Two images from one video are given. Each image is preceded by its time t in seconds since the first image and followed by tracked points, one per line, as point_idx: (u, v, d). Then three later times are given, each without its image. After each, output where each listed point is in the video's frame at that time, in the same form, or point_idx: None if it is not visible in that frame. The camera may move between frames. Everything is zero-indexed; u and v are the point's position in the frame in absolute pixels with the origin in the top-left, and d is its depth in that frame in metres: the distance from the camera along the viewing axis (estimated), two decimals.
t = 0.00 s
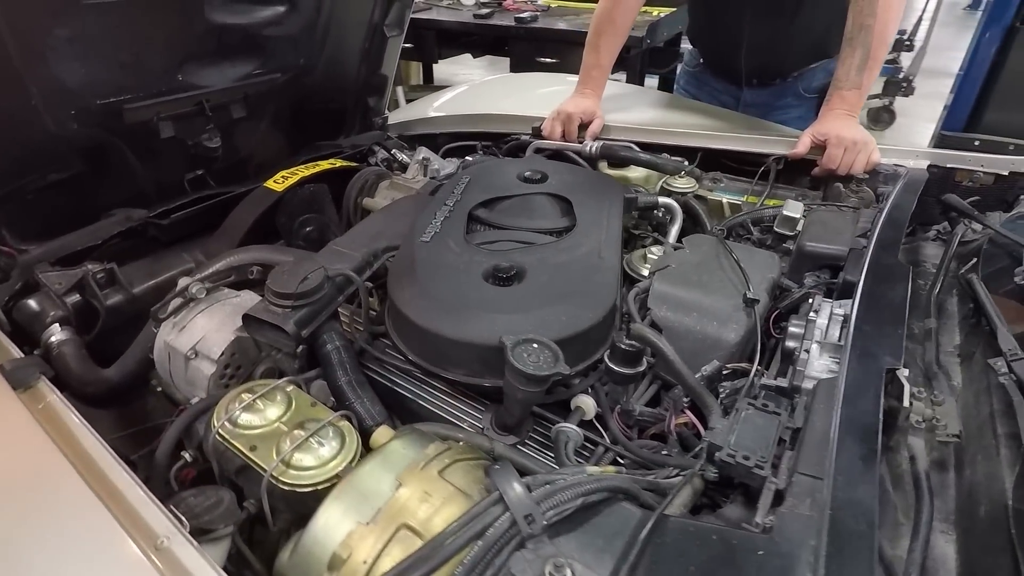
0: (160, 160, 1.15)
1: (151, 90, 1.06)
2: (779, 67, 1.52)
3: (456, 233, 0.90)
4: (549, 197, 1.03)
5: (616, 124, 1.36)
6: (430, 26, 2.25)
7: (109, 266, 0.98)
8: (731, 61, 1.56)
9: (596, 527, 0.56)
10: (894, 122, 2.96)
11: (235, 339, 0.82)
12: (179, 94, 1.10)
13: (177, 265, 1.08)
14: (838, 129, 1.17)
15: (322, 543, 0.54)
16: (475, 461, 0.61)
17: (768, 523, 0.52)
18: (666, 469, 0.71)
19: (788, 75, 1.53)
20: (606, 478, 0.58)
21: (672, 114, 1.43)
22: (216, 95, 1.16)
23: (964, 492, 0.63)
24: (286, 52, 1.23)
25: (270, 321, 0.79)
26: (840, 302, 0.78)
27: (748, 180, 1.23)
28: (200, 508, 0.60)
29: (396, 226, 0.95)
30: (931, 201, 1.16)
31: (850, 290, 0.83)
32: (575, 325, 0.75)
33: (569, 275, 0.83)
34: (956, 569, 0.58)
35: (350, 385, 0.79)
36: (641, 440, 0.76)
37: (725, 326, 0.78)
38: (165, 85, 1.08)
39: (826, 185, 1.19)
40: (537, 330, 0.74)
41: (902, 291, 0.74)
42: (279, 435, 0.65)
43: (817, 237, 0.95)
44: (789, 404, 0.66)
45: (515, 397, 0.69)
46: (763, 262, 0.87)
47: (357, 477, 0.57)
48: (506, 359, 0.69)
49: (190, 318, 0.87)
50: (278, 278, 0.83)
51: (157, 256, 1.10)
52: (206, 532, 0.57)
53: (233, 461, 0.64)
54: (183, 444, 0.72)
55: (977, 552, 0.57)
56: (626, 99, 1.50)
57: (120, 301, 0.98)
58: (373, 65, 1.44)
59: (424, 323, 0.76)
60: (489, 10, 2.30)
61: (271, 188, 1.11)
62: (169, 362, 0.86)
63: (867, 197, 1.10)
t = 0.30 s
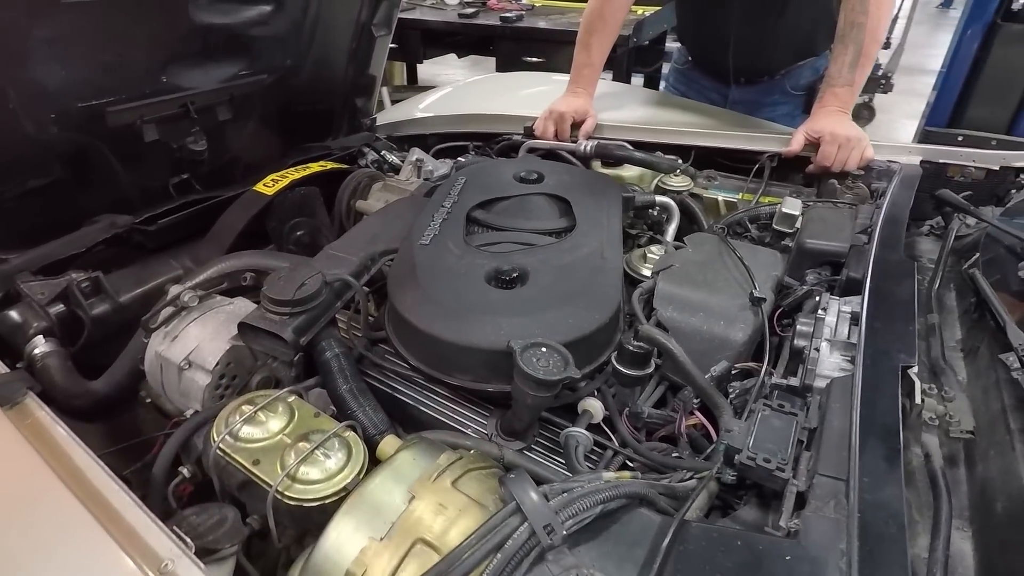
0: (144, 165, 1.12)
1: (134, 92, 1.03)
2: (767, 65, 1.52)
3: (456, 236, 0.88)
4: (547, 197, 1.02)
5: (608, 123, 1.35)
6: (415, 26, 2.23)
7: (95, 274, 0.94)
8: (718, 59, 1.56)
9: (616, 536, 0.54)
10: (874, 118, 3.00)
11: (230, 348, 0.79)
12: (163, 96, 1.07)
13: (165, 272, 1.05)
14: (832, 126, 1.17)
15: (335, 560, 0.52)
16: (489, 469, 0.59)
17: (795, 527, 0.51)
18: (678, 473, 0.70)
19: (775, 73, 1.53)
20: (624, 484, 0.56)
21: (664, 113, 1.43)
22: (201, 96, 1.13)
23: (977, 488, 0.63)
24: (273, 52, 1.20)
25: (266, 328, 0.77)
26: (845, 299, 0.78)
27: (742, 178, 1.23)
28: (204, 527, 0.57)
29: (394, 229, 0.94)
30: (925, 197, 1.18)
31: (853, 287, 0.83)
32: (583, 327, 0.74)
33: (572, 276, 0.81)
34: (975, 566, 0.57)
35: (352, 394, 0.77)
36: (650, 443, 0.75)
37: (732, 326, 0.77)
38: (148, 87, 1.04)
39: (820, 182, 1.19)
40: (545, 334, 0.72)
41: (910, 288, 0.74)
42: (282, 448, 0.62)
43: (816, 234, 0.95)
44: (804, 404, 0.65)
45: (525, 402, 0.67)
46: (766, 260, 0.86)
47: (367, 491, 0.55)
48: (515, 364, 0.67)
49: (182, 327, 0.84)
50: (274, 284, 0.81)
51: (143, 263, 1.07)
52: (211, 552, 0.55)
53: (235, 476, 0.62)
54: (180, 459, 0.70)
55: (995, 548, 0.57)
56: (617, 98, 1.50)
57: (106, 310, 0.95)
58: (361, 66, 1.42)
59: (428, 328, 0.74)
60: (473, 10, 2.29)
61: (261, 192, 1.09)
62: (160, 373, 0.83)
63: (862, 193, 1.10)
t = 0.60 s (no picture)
0: (123, 168, 1.08)
1: (112, 92, 1.00)
2: (754, 61, 1.51)
3: (448, 237, 0.86)
4: (539, 196, 1.00)
5: (599, 121, 1.33)
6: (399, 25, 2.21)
7: (72, 282, 0.91)
8: (706, 56, 1.55)
9: (626, 546, 0.53)
10: (857, 115, 3.01)
11: (216, 356, 0.77)
12: (142, 97, 1.04)
13: (147, 278, 1.01)
14: (823, 122, 1.16)
15: None
16: (490, 478, 0.57)
17: (812, 533, 0.49)
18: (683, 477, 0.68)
19: (760, 70, 1.53)
20: (632, 491, 0.54)
21: (654, 110, 1.41)
22: (181, 96, 1.10)
23: (986, 486, 0.62)
24: (254, 50, 1.17)
25: (254, 335, 0.74)
26: (847, 295, 0.77)
27: (735, 175, 1.22)
28: (193, 547, 0.54)
29: (383, 230, 0.91)
30: (917, 191, 1.17)
31: (852, 283, 0.82)
32: (582, 328, 0.72)
33: (569, 277, 0.79)
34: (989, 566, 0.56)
35: (344, 402, 0.74)
36: (653, 446, 0.73)
37: (733, 325, 0.75)
38: (126, 87, 1.01)
39: (812, 179, 1.18)
40: (544, 337, 0.70)
41: (912, 283, 0.73)
42: (274, 461, 0.60)
43: (813, 230, 0.94)
44: (810, 404, 0.64)
45: (524, 407, 0.65)
46: (765, 258, 0.85)
47: (365, 504, 0.53)
48: (514, 368, 0.65)
49: (165, 335, 0.81)
50: (261, 289, 0.78)
51: (124, 269, 1.03)
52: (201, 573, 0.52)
53: (225, 491, 0.59)
54: (165, 473, 0.67)
55: (1009, 547, 0.55)
56: (606, 95, 1.48)
57: (85, 318, 0.91)
58: (345, 65, 1.40)
59: (422, 332, 0.72)
60: (457, 9, 2.26)
61: (246, 194, 1.06)
62: (143, 384, 0.80)
63: (856, 188, 1.09)
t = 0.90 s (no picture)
0: (90, 172, 1.03)
1: (77, 93, 0.95)
2: (737, 57, 1.50)
3: (435, 239, 0.83)
4: (527, 195, 0.97)
5: (583, 118, 1.31)
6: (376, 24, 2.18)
7: (38, 294, 0.87)
8: (688, 52, 1.53)
9: (635, 560, 0.50)
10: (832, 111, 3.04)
11: (194, 370, 0.73)
12: (109, 98, 0.99)
13: (119, 288, 0.97)
14: (809, 116, 1.15)
15: None
16: (490, 491, 0.55)
17: (831, 540, 0.47)
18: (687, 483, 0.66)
19: (744, 65, 1.52)
20: (639, 502, 0.52)
21: (638, 107, 1.40)
22: (152, 97, 1.05)
23: (994, 483, 0.61)
24: (227, 48, 1.14)
25: (234, 346, 0.71)
26: (846, 291, 0.76)
27: (722, 171, 1.20)
28: None
29: (367, 233, 0.88)
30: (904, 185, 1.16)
31: (848, 278, 0.80)
32: (578, 331, 0.69)
33: (562, 278, 0.77)
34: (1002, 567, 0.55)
35: (332, 414, 0.71)
36: (654, 450, 0.71)
37: (731, 324, 0.73)
38: (92, 87, 0.96)
39: (800, 173, 1.17)
40: (540, 340, 0.68)
41: (911, 278, 0.72)
42: (259, 480, 0.57)
43: (806, 225, 0.92)
44: (816, 404, 0.62)
45: (521, 414, 0.62)
46: (760, 254, 0.83)
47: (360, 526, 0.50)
48: (511, 374, 0.63)
49: (140, 348, 0.77)
50: (240, 298, 0.74)
51: (93, 279, 0.99)
52: None
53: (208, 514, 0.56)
54: (143, 496, 0.63)
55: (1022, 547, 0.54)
56: (589, 93, 1.47)
57: (53, 332, 0.87)
58: (323, 63, 1.36)
59: (413, 339, 0.69)
60: (434, 7, 2.23)
61: (221, 198, 1.03)
62: (117, 400, 0.76)
63: (843, 183, 1.08)
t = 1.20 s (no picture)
0: (54, 182, 0.97)
1: (40, 98, 0.90)
2: (719, 54, 1.49)
3: (427, 245, 0.80)
4: (518, 197, 0.94)
5: (567, 118, 1.28)
6: (350, 24, 2.14)
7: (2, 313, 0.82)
8: (671, 47, 1.52)
9: None
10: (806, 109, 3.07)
11: (176, 391, 0.69)
12: (74, 102, 0.94)
13: (90, 304, 0.92)
14: (796, 113, 1.13)
15: None
16: (502, 513, 0.52)
17: (865, 554, 0.46)
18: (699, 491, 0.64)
19: (727, 62, 1.51)
20: (661, 521, 0.50)
21: (623, 106, 1.38)
22: (118, 102, 1.00)
23: (1009, 481, 0.59)
24: (199, 49, 1.10)
25: (219, 365, 0.67)
26: (849, 288, 0.75)
27: (711, 169, 1.19)
28: None
29: (355, 240, 0.84)
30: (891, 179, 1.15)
31: (849, 277, 0.79)
32: (583, 338, 0.67)
33: (562, 282, 0.74)
34: None
35: (326, 432, 0.68)
36: (663, 458, 0.69)
37: (737, 326, 0.71)
38: (55, 91, 0.91)
39: (788, 170, 1.15)
40: (544, 349, 0.65)
41: (914, 276, 0.71)
42: (254, 510, 0.53)
43: (801, 223, 0.90)
44: (831, 407, 0.60)
45: (529, 428, 0.60)
46: (760, 253, 0.82)
47: (367, 559, 0.47)
48: (517, 386, 0.60)
49: (116, 369, 0.73)
50: (223, 313, 0.70)
51: (62, 295, 0.94)
52: None
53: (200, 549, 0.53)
54: (125, 529, 0.59)
55: None
56: (571, 93, 1.45)
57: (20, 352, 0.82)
58: (300, 64, 1.33)
59: (410, 351, 0.66)
60: (409, 6, 2.20)
61: (198, 206, 1.00)
62: (92, 426, 0.72)
63: (833, 178, 1.05)
